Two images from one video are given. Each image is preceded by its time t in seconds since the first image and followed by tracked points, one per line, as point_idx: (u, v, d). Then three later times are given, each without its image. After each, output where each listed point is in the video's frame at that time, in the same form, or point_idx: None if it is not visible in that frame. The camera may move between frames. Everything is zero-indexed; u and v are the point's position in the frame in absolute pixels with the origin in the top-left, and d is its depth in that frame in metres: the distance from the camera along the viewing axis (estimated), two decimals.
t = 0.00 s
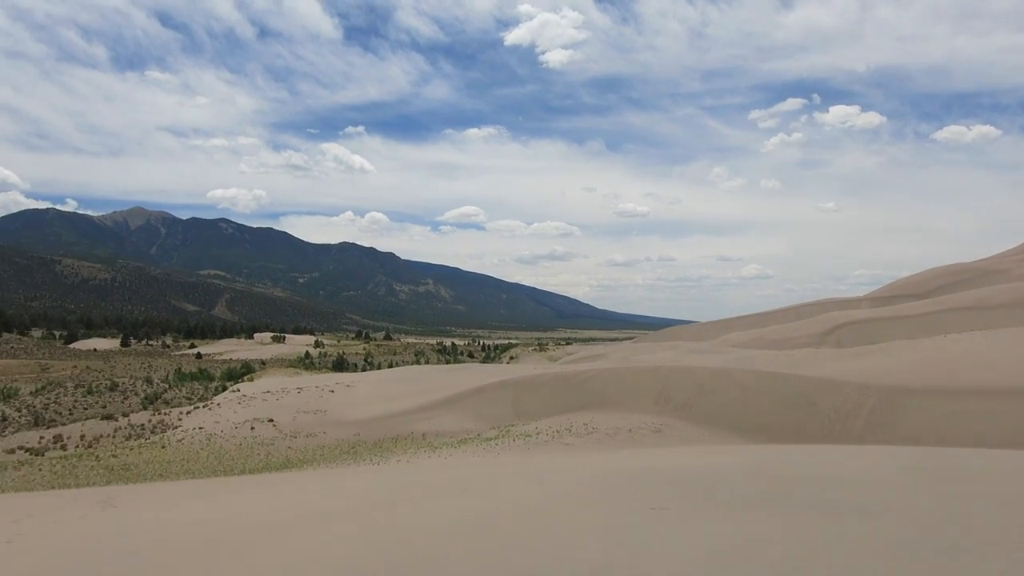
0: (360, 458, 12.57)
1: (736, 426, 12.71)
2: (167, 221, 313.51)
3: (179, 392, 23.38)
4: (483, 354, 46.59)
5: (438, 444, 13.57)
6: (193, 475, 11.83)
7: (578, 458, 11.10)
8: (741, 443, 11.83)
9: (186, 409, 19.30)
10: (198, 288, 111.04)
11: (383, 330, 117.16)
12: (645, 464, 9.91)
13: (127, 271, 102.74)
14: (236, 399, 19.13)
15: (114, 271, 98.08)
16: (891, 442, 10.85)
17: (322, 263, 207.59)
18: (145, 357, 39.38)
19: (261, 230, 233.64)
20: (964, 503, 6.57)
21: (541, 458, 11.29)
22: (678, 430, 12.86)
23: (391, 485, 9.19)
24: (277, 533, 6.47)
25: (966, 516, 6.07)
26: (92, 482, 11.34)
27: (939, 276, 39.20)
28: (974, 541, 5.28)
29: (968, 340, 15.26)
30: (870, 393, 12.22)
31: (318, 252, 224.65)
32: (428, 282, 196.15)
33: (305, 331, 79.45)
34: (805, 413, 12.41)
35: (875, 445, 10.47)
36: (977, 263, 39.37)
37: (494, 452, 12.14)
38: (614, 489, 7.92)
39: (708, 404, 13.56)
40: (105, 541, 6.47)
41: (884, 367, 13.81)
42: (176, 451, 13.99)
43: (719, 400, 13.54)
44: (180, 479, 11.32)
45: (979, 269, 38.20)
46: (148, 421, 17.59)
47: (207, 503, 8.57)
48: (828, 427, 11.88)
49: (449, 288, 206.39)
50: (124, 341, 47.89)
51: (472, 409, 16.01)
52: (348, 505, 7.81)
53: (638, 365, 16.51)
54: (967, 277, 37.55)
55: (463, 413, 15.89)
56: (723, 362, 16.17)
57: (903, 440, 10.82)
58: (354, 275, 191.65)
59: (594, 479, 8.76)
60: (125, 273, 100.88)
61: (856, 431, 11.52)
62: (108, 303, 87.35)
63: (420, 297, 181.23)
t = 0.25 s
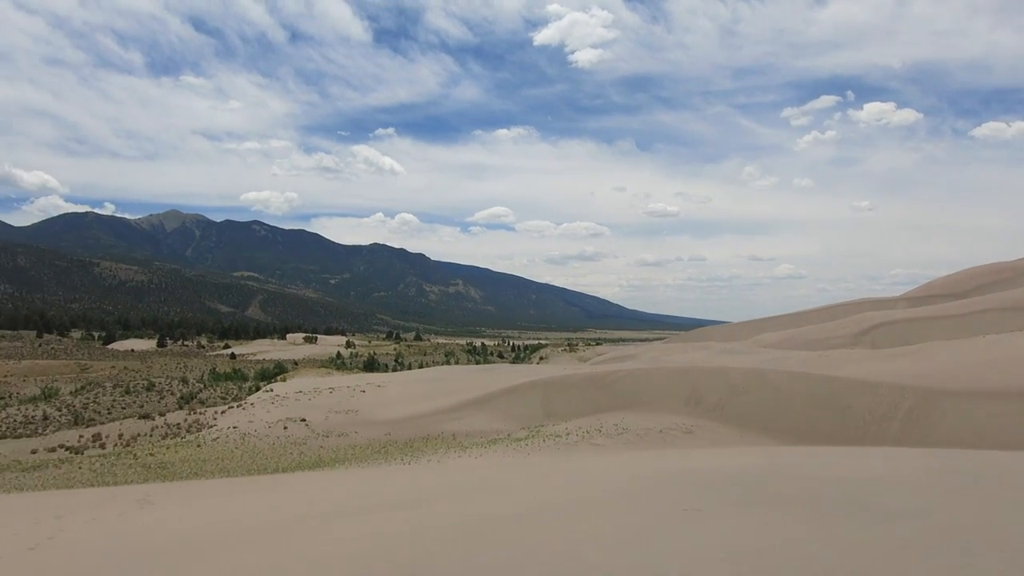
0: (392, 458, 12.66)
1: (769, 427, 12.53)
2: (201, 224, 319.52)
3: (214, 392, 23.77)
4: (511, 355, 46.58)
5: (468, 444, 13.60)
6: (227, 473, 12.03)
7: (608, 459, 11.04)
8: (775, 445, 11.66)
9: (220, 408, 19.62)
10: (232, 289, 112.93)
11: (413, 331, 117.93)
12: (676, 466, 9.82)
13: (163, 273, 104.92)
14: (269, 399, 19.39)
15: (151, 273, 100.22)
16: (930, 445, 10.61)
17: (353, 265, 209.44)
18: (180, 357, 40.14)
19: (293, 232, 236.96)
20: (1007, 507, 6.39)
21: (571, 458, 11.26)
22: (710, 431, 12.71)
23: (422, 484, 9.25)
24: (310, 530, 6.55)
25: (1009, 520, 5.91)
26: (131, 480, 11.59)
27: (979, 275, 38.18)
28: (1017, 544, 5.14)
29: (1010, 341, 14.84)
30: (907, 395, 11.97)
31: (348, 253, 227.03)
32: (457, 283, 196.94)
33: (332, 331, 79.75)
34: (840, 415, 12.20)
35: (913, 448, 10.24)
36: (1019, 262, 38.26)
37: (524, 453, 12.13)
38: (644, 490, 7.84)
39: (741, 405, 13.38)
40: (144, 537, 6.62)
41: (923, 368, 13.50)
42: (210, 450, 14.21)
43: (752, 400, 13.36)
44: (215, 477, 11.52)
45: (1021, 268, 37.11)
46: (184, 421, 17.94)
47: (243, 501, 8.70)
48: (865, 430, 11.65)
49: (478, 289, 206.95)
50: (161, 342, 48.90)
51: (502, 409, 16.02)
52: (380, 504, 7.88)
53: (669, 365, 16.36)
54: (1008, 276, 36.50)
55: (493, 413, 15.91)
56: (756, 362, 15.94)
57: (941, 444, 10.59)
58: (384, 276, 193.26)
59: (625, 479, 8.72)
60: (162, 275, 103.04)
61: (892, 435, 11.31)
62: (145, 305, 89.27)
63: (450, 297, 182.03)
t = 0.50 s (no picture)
0: (421, 454, 12.73)
1: (802, 424, 12.32)
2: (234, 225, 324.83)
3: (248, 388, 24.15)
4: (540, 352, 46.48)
5: (497, 440, 13.62)
6: (260, 468, 12.21)
7: (638, 456, 10.97)
8: (808, 442, 11.47)
9: (253, 404, 19.92)
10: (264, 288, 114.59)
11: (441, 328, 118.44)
12: (707, 463, 9.72)
13: (197, 272, 106.79)
14: (301, 395, 19.64)
15: (186, 272, 102.17)
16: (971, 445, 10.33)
17: (382, 263, 211.13)
18: (215, 354, 40.87)
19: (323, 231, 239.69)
20: None
21: (600, 455, 11.22)
22: (742, 428, 12.55)
23: (451, 480, 9.28)
24: (338, 527, 6.58)
25: None
26: (167, 474, 11.84)
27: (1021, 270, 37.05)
28: None
29: None
30: (947, 394, 11.66)
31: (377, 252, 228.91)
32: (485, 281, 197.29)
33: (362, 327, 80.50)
34: (876, 413, 11.95)
35: (953, 447, 9.99)
36: None
37: (553, 449, 12.10)
38: (675, 487, 7.73)
39: (773, 402, 13.19)
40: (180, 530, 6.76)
41: (963, 366, 13.15)
42: (244, 446, 14.45)
43: (785, 397, 13.16)
44: (248, 472, 11.70)
45: None
46: (219, 416, 18.27)
47: (276, 495, 8.83)
48: (902, 429, 11.40)
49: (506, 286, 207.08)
50: (195, 339, 49.84)
51: (532, 406, 16.00)
52: (410, 500, 7.92)
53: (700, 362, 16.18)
54: None
55: (522, 410, 15.90)
56: (789, 359, 15.69)
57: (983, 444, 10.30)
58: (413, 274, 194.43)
59: (655, 476, 8.65)
60: (196, 274, 104.98)
61: (932, 434, 11.01)
62: (180, 303, 91.03)
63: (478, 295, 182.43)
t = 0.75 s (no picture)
0: (455, 448, 12.80)
1: (842, 419, 12.08)
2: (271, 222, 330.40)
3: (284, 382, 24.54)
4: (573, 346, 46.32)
5: (532, 435, 13.62)
6: (297, 461, 12.41)
7: (672, 451, 10.88)
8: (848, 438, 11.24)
9: (290, 398, 20.25)
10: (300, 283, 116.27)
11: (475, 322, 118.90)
12: (744, 458, 9.60)
13: (235, 268, 108.73)
14: (337, 389, 19.89)
15: (224, 268, 104.22)
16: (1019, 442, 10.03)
17: (415, 258, 212.68)
18: (253, 348, 41.57)
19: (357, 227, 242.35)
20: None
21: (634, 450, 11.15)
22: (779, 423, 12.36)
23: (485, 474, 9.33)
24: (373, 520, 6.63)
25: None
26: (208, 466, 12.11)
27: None
28: None
29: None
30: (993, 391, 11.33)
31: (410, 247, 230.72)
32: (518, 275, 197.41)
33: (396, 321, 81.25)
34: (919, 409, 11.67)
35: (1001, 444, 9.70)
36: None
37: (587, 444, 12.05)
38: (710, 483, 7.64)
39: (811, 396, 12.96)
40: (219, 522, 6.91)
41: (1010, 360, 12.76)
42: (281, 439, 14.69)
43: (824, 392, 12.91)
44: (285, 465, 11.90)
45: None
46: (257, 410, 18.61)
47: (312, 489, 8.97)
48: (946, 426, 11.10)
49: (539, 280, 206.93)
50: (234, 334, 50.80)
51: (565, 400, 15.96)
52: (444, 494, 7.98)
53: (736, 356, 15.96)
54: None
55: (556, 404, 15.87)
56: (827, 353, 15.39)
57: None
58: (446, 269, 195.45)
59: (689, 472, 8.57)
60: (234, 270, 106.98)
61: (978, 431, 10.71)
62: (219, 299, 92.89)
63: (511, 288, 182.65)
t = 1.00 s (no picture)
0: (485, 446, 12.80)
1: (879, 420, 11.81)
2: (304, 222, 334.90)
3: (317, 380, 24.80)
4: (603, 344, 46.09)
5: (562, 433, 13.57)
6: (328, 458, 12.53)
7: (704, 450, 10.74)
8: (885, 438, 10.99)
9: (323, 395, 20.47)
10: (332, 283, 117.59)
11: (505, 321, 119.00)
12: (777, 458, 9.44)
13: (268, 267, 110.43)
14: (368, 387, 20.05)
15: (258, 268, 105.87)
16: None
17: (446, 257, 213.64)
18: (286, 347, 42.08)
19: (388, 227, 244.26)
20: None
21: (665, 449, 11.04)
22: (814, 423, 12.13)
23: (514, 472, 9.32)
24: (403, 518, 6.64)
25: None
26: (242, 462, 12.30)
27: None
28: None
29: None
30: None
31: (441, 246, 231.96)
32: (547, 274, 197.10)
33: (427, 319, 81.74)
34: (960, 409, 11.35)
35: None
36: None
37: (618, 443, 11.97)
38: (743, 483, 7.52)
39: (848, 395, 12.69)
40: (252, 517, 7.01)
41: None
42: (314, 436, 14.86)
43: (860, 392, 12.63)
44: (317, 462, 12.04)
45: None
46: (290, 407, 18.86)
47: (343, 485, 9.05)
48: (990, 427, 10.75)
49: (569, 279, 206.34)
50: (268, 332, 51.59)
51: (596, 399, 15.87)
52: (473, 492, 7.99)
53: (770, 355, 15.70)
54: None
55: (586, 403, 15.79)
56: (864, 351, 15.06)
57: None
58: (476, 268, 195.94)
59: (721, 472, 8.45)
60: (268, 270, 108.60)
61: None
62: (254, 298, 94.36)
63: (540, 287, 182.46)
